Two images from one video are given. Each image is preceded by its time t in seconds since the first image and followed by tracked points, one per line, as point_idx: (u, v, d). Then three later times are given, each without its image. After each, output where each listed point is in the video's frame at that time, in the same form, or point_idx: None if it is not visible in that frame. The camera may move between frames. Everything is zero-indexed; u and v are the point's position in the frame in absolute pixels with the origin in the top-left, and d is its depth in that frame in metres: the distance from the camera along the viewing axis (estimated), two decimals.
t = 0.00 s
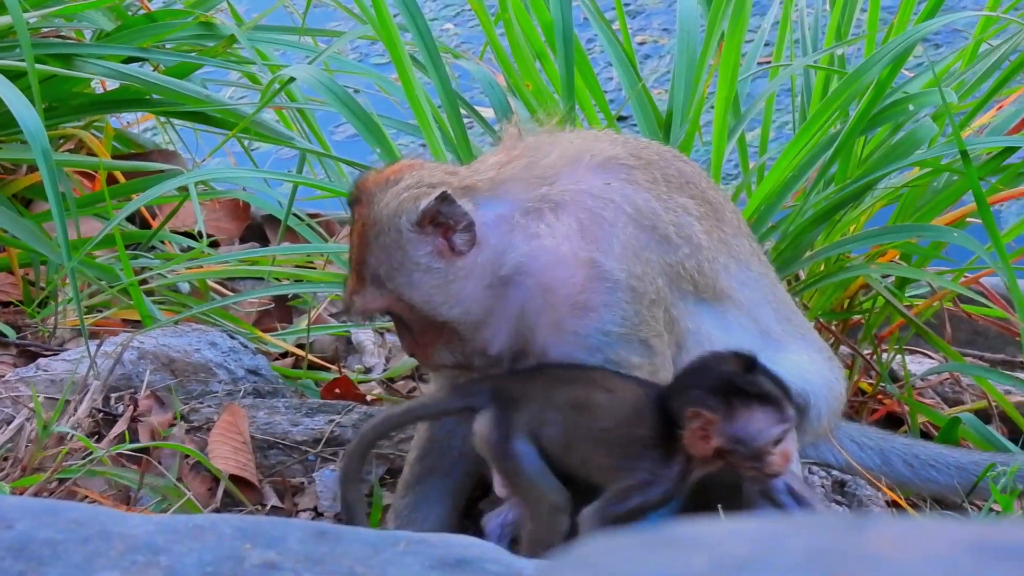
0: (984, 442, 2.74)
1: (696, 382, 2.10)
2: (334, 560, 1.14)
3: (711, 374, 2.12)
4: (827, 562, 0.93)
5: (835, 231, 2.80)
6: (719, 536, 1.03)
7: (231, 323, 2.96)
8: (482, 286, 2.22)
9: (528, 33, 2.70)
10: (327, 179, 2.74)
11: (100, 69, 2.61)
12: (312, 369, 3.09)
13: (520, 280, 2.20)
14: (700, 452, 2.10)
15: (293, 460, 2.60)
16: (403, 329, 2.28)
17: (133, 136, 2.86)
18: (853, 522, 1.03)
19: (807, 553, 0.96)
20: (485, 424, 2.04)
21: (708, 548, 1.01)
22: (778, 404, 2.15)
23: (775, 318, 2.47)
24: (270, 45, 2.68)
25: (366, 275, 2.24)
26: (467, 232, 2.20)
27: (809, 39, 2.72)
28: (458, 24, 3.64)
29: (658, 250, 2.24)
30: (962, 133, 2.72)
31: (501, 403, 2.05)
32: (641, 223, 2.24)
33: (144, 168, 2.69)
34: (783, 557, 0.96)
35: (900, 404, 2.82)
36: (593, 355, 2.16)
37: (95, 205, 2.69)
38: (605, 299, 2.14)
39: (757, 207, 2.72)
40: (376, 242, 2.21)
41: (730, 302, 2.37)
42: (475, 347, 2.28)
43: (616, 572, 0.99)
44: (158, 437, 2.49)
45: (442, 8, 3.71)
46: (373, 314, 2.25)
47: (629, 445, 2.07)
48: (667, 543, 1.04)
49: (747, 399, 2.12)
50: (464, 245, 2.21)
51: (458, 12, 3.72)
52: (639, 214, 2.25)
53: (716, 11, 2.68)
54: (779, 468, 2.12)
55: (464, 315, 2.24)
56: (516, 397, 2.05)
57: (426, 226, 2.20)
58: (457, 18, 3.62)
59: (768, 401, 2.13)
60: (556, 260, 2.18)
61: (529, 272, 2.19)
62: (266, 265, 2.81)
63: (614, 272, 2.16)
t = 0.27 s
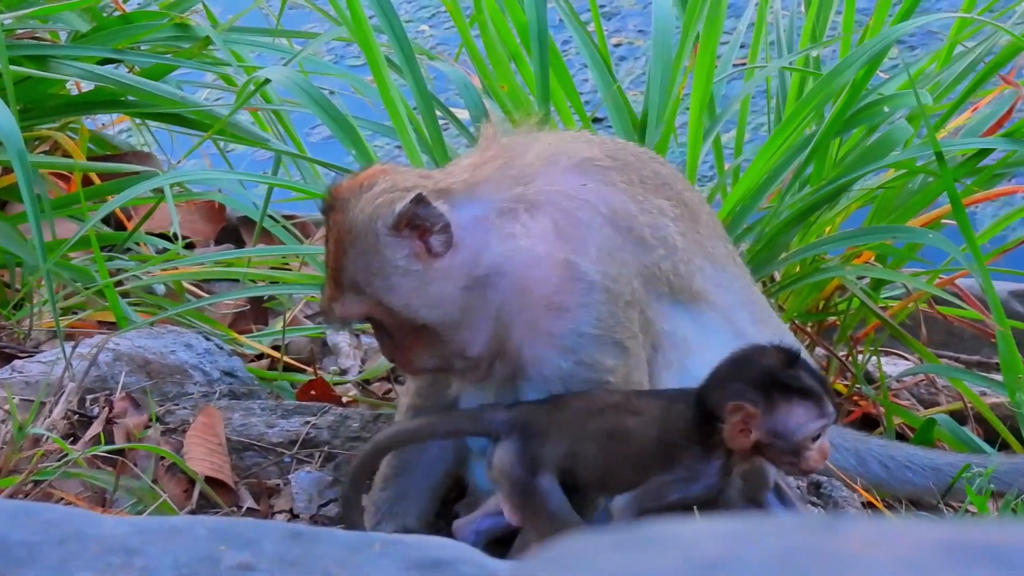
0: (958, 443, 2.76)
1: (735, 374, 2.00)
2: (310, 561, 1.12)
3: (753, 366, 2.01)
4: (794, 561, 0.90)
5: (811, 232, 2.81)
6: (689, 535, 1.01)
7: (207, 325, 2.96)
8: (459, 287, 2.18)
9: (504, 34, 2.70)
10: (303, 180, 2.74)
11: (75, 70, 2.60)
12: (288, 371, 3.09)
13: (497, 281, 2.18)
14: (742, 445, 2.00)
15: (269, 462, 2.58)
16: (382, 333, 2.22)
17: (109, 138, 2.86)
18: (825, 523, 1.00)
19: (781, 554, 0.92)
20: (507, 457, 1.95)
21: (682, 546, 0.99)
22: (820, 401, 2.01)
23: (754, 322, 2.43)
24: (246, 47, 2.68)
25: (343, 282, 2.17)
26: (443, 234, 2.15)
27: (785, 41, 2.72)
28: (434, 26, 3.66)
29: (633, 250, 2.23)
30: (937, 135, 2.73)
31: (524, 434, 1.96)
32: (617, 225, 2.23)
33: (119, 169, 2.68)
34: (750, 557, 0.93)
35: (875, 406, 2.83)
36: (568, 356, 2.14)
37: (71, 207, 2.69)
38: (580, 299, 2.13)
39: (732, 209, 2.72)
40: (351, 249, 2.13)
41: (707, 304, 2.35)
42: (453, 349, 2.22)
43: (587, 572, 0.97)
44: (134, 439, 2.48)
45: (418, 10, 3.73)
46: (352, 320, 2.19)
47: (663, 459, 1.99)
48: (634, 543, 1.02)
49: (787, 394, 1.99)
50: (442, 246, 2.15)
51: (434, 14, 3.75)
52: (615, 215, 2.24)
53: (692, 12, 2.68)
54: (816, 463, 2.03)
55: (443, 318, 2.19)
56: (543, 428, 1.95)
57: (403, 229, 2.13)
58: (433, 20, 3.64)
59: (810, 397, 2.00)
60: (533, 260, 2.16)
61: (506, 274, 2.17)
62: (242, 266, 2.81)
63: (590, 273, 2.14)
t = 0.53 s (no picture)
0: (941, 440, 2.76)
1: (748, 377, 1.96)
2: (293, 561, 1.12)
3: (766, 367, 1.96)
4: (779, 561, 0.86)
5: (792, 231, 2.82)
6: (677, 532, 0.96)
7: (189, 327, 2.96)
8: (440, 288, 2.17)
9: (484, 35, 2.71)
10: (284, 182, 2.74)
11: (55, 74, 2.60)
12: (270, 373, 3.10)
13: (477, 281, 2.16)
14: (761, 448, 1.92)
15: (252, 463, 2.58)
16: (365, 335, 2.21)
17: (90, 141, 2.86)
18: (809, 521, 0.97)
19: (764, 552, 0.89)
20: (519, 478, 1.91)
21: (665, 542, 0.95)
22: (837, 400, 1.93)
23: (737, 321, 2.40)
24: (226, 49, 2.69)
25: (324, 283, 2.15)
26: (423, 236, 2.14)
27: (765, 39, 2.72)
28: (416, 27, 3.68)
29: (614, 249, 2.20)
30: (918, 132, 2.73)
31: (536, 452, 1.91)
32: (598, 223, 2.19)
33: (100, 172, 2.68)
34: (736, 555, 0.88)
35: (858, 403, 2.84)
36: (547, 356, 2.12)
37: (52, 210, 2.69)
38: (560, 297, 2.11)
39: (713, 208, 2.72)
40: (332, 250, 2.12)
41: (688, 303, 2.31)
42: (436, 349, 2.21)
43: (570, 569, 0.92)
44: (116, 442, 2.47)
45: (400, 11, 3.75)
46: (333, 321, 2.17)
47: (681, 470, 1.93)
48: (621, 538, 0.97)
49: (802, 396, 1.92)
50: (423, 248, 2.14)
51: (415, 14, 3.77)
52: (596, 214, 2.20)
53: (672, 11, 2.68)
54: (832, 464, 1.96)
55: (425, 319, 2.18)
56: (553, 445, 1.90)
57: (384, 230, 2.12)
58: (414, 20, 3.66)
59: (826, 397, 1.93)
60: (513, 260, 2.14)
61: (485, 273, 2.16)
62: (223, 268, 2.81)
63: (570, 272, 2.12)
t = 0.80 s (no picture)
0: (930, 441, 2.76)
1: (764, 379, 1.87)
2: (280, 564, 1.11)
3: (782, 369, 1.87)
4: (771, 561, 0.89)
5: (780, 232, 2.82)
6: (662, 531, 0.99)
7: (177, 330, 2.96)
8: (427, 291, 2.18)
9: (470, 37, 2.71)
10: (271, 184, 2.74)
11: (42, 77, 2.60)
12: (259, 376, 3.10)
13: (459, 282, 2.16)
14: (784, 452, 1.85)
15: (240, 466, 2.57)
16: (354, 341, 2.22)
17: (77, 144, 2.86)
18: (797, 520, 0.99)
19: (753, 551, 0.91)
20: (537, 464, 1.89)
21: (654, 542, 0.97)
22: (855, 398, 1.87)
23: (725, 323, 2.38)
24: (213, 52, 2.69)
25: (312, 289, 2.19)
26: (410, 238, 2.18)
27: (751, 40, 2.72)
28: (401, 29, 3.71)
29: (597, 250, 2.19)
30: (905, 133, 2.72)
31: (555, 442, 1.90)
32: (581, 224, 2.19)
33: (88, 175, 2.68)
34: (725, 557, 0.91)
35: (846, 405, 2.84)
36: (530, 357, 2.10)
37: (39, 213, 2.68)
38: (542, 298, 2.10)
39: (700, 209, 2.71)
40: (319, 255, 2.17)
41: (674, 304, 2.29)
42: (424, 352, 2.21)
43: (559, 570, 0.95)
44: (104, 445, 2.46)
45: (386, 13, 3.78)
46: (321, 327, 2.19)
47: (697, 478, 1.86)
48: (609, 539, 1.00)
49: (821, 395, 1.85)
50: (409, 249, 2.18)
51: (400, 17, 3.79)
52: (579, 215, 2.20)
53: (659, 12, 2.68)
54: (852, 461, 1.92)
55: (411, 322, 2.18)
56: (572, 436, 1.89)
57: (369, 233, 2.18)
58: (399, 23, 3.69)
59: (844, 395, 1.87)
60: (491, 261, 2.13)
61: (469, 275, 2.15)
62: (211, 270, 2.81)
63: (552, 273, 2.11)
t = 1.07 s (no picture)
0: (923, 443, 2.76)
1: (792, 378, 1.87)
2: (270, 566, 1.11)
3: (810, 368, 1.87)
4: (760, 561, 0.89)
5: (771, 234, 2.82)
6: (657, 532, 0.99)
7: (168, 332, 2.96)
8: (413, 284, 2.13)
9: (461, 38, 2.71)
10: (263, 186, 2.74)
11: (34, 79, 2.59)
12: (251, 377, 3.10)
13: (449, 280, 2.12)
14: (812, 451, 1.87)
15: (231, 468, 2.57)
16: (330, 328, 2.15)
17: (69, 146, 2.86)
18: (791, 521, 0.99)
19: (745, 552, 0.91)
20: (563, 463, 1.92)
21: (647, 544, 0.97)
22: (886, 396, 1.86)
23: (716, 324, 2.39)
24: (204, 53, 2.69)
25: (303, 270, 2.10)
26: (405, 225, 2.11)
27: (743, 42, 2.72)
28: (392, 31, 3.72)
29: (589, 251, 2.17)
30: (897, 134, 2.72)
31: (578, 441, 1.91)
32: (572, 225, 2.17)
33: (79, 177, 2.68)
34: (718, 557, 0.91)
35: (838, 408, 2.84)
36: (521, 357, 2.10)
37: (31, 215, 2.68)
38: (532, 299, 2.08)
39: (692, 211, 2.71)
40: (315, 237, 2.09)
41: (665, 305, 2.29)
42: (412, 352, 2.18)
43: (552, 571, 0.96)
44: (95, 447, 2.46)
45: (377, 15, 3.79)
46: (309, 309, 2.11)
47: (720, 479, 1.87)
48: (600, 544, 1.00)
49: (850, 393, 1.85)
50: (405, 236, 2.11)
51: (392, 18, 3.80)
52: (570, 215, 2.18)
53: (650, 13, 2.68)
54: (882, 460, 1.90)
55: (401, 314, 2.13)
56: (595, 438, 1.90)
57: (365, 219, 2.11)
58: (391, 24, 3.71)
59: (875, 394, 1.85)
60: (480, 261, 2.10)
61: (460, 273, 2.11)
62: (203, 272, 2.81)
63: (542, 273, 2.09)
